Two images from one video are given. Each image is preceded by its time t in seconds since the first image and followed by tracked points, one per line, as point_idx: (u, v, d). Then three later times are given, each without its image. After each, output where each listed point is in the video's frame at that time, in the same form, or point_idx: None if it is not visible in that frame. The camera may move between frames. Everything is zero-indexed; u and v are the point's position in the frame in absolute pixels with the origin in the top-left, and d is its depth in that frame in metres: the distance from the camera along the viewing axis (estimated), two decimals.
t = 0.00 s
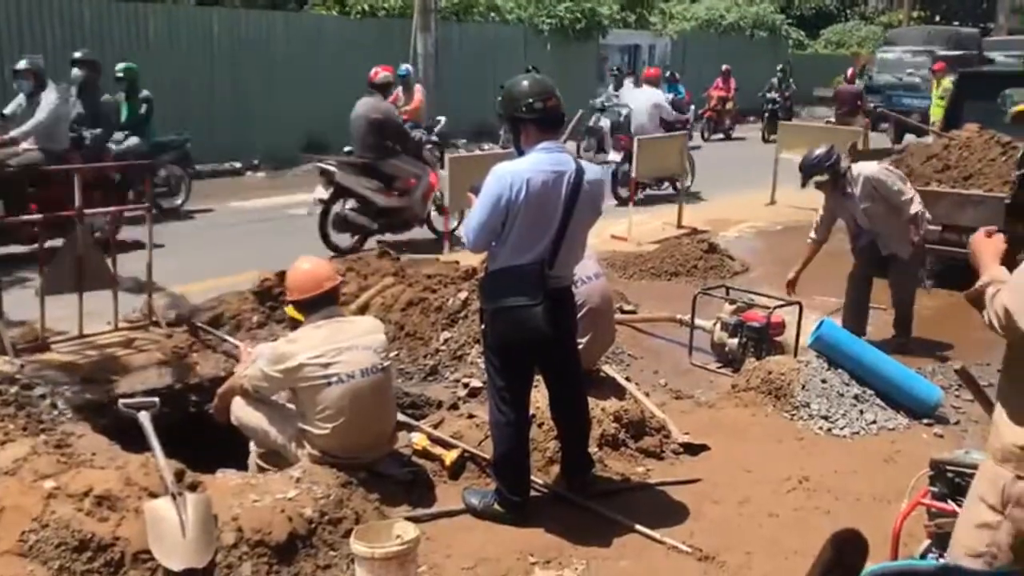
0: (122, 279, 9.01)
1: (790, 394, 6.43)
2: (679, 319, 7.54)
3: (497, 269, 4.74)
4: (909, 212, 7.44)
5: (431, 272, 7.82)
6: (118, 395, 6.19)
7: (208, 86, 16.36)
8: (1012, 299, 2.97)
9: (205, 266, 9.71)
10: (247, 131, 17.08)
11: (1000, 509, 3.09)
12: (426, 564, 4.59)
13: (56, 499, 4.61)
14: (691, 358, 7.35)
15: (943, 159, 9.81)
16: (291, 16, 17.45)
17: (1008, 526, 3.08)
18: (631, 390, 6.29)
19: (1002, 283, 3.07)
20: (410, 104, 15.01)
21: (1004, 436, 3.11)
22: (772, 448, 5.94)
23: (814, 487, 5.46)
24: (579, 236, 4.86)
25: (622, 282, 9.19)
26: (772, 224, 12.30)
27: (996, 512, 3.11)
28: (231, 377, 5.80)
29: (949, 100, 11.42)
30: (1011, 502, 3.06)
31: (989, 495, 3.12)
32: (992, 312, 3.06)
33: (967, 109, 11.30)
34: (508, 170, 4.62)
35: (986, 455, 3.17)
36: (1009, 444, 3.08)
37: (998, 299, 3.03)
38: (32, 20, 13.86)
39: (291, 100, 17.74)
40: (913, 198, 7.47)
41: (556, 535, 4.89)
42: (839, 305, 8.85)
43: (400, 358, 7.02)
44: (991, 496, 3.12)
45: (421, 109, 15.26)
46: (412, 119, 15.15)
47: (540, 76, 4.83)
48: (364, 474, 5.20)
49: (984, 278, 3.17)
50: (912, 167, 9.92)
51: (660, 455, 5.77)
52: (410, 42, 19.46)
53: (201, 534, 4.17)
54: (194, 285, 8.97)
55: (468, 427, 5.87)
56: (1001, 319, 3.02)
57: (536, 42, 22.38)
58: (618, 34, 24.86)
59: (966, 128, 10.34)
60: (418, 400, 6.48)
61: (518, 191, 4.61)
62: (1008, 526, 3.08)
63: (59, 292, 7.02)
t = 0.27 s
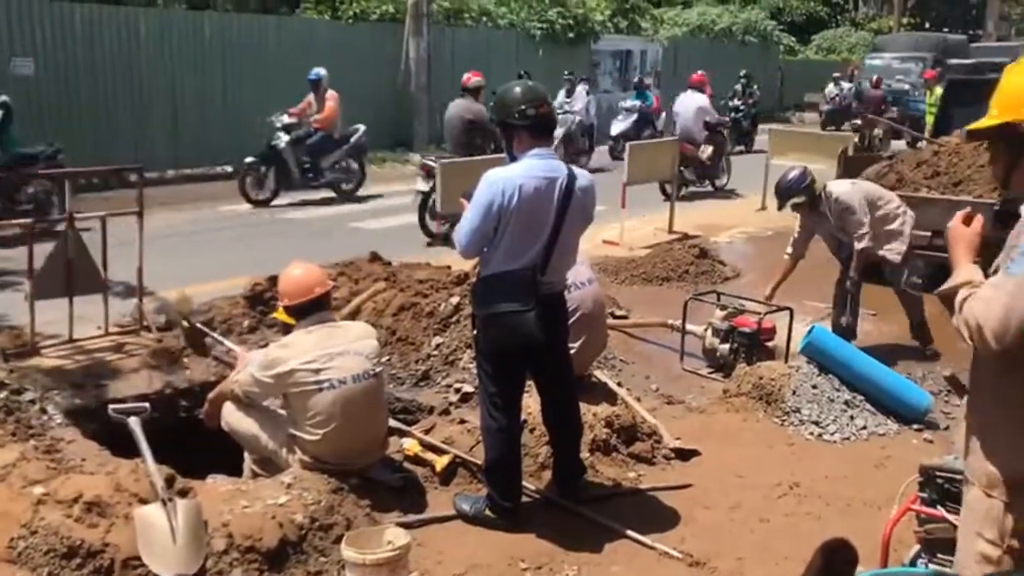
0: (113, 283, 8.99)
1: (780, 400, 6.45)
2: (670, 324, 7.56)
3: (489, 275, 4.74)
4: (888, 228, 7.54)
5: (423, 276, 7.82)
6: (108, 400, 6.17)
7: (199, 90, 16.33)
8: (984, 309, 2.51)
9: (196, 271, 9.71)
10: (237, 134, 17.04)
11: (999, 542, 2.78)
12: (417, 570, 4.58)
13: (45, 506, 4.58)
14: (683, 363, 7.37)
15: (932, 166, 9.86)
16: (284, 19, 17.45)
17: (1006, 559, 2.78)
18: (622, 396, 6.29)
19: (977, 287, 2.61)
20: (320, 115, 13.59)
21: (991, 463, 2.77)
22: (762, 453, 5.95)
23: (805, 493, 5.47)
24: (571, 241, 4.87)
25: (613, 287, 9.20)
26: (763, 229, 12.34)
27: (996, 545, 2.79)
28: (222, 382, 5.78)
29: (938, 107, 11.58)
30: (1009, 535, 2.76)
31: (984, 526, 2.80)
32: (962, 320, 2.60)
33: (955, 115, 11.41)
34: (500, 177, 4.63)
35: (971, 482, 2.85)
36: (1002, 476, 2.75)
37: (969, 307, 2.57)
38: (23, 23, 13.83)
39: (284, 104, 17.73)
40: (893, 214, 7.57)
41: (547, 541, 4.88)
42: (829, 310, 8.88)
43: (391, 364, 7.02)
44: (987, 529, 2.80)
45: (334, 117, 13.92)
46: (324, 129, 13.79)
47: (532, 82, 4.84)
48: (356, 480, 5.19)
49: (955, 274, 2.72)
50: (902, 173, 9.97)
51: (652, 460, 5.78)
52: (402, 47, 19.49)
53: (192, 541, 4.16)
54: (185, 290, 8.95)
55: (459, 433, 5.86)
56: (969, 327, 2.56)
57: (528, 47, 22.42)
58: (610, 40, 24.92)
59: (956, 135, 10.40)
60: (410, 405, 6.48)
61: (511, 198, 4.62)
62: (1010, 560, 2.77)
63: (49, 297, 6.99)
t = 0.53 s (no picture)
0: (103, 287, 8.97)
1: (771, 406, 6.47)
2: (662, 329, 7.58)
3: (480, 280, 4.74)
4: (876, 239, 7.52)
5: (415, 281, 7.82)
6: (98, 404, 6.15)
7: (191, 94, 16.30)
8: (965, 333, 2.30)
9: (187, 274, 9.70)
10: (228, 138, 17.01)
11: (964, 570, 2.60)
12: None
13: (34, 510, 4.56)
14: (674, 369, 7.38)
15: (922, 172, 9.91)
16: (276, 24, 17.46)
17: None
18: (614, 401, 6.30)
19: (952, 308, 2.42)
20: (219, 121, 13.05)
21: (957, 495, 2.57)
22: (752, 459, 5.96)
23: (795, 498, 5.48)
24: (562, 247, 4.87)
25: (605, 292, 9.22)
26: (754, 235, 12.39)
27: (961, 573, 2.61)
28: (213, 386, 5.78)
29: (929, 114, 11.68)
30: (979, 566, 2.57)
31: (953, 554, 2.61)
32: (937, 344, 2.38)
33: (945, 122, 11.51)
34: (492, 182, 4.63)
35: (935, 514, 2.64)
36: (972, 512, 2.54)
37: (947, 328, 2.36)
38: (15, 26, 13.79)
39: (275, 107, 17.74)
40: (881, 224, 7.53)
41: (538, 546, 4.88)
42: (820, 316, 8.92)
43: (383, 368, 7.01)
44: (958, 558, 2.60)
45: (234, 124, 13.32)
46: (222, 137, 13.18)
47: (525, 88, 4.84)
48: (347, 485, 5.18)
49: (919, 292, 2.53)
50: (893, 179, 10.01)
51: (643, 466, 5.79)
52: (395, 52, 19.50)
53: (182, 547, 4.14)
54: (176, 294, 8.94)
55: (450, 438, 5.86)
56: (948, 354, 2.34)
57: (521, 52, 22.47)
58: (602, 45, 24.97)
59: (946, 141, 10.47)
60: (401, 410, 6.49)
61: (502, 203, 4.62)
62: None
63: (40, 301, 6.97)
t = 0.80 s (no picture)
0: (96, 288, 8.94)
1: (764, 409, 6.48)
2: (655, 333, 7.59)
3: (474, 283, 4.74)
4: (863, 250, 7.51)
5: (408, 284, 7.82)
6: (91, 405, 6.14)
7: (184, 95, 16.27)
8: (958, 351, 2.43)
9: (180, 276, 9.67)
10: (220, 140, 16.97)
11: None
12: None
13: (26, 512, 4.54)
14: (667, 372, 7.39)
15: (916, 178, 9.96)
16: (270, 26, 17.47)
17: None
18: (607, 404, 6.31)
19: (931, 326, 2.53)
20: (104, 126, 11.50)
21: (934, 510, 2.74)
22: (746, 462, 5.97)
23: (788, 502, 5.49)
24: (557, 251, 4.88)
25: (599, 295, 9.22)
26: (748, 239, 12.40)
27: None
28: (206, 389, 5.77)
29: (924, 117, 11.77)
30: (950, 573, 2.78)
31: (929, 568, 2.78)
32: (921, 365, 2.50)
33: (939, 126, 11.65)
34: (487, 185, 4.63)
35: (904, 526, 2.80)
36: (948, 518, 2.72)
37: (932, 347, 2.48)
38: (8, 25, 13.74)
39: (269, 109, 17.71)
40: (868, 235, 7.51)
41: (531, 550, 4.88)
42: (814, 320, 8.94)
43: (376, 371, 7.00)
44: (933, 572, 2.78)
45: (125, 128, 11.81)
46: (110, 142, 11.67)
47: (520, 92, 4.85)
48: (340, 487, 5.17)
49: (893, 314, 2.63)
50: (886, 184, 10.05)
51: (636, 469, 5.79)
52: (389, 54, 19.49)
53: (174, 550, 4.13)
54: (168, 296, 8.91)
55: (444, 441, 5.86)
56: (936, 374, 2.46)
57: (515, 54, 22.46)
58: (597, 48, 24.97)
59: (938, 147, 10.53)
60: (394, 413, 6.49)
61: (497, 207, 4.62)
62: None
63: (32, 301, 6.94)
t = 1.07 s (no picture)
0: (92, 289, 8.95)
1: (761, 412, 6.48)
2: (651, 335, 7.59)
3: (471, 285, 4.74)
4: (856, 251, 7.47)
5: (405, 285, 7.82)
6: (87, 406, 6.13)
7: (183, 96, 16.26)
8: (921, 361, 2.53)
9: (177, 276, 9.69)
10: (218, 141, 16.97)
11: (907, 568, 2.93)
12: None
13: (21, 512, 4.53)
14: (664, 374, 7.39)
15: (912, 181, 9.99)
16: (268, 27, 17.46)
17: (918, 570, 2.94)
18: (604, 407, 6.31)
19: (885, 340, 2.61)
20: None
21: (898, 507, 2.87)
22: (743, 465, 5.98)
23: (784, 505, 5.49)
24: (554, 253, 4.89)
25: (596, 297, 9.23)
26: (745, 241, 12.42)
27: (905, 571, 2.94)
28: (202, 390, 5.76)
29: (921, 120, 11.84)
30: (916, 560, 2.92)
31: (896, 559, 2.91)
32: (883, 378, 2.58)
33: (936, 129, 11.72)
34: (484, 187, 4.63)
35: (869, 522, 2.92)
36: (911, 521, 2.86)
37: (893, 361, 2.56)
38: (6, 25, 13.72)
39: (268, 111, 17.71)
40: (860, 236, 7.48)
41: (528, 551, 4.88)
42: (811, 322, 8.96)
43: (373, 372, 6.99)
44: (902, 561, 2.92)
45: None
46: None
47: (518, 94, 4.85)
48: (335, 489, 5.17)
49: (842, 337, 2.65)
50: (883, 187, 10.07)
51: (632, 471, 5.79)
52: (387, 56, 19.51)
53: (169, 551, 4.12)
54: (165, 296, 8.91)
55: (440, 442, 5.86)
56: (901, 383, 2.55)
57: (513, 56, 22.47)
58: (594, 50, 24.99)
59: (935, 150, 10.56)
60: (390, 414, 6.49)
61: (494, 209, 4.62)
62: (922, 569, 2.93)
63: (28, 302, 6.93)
